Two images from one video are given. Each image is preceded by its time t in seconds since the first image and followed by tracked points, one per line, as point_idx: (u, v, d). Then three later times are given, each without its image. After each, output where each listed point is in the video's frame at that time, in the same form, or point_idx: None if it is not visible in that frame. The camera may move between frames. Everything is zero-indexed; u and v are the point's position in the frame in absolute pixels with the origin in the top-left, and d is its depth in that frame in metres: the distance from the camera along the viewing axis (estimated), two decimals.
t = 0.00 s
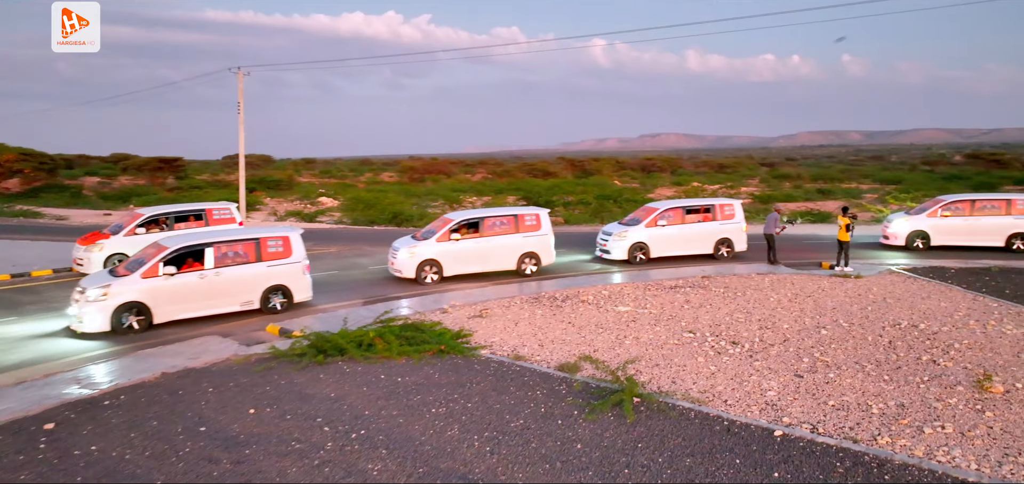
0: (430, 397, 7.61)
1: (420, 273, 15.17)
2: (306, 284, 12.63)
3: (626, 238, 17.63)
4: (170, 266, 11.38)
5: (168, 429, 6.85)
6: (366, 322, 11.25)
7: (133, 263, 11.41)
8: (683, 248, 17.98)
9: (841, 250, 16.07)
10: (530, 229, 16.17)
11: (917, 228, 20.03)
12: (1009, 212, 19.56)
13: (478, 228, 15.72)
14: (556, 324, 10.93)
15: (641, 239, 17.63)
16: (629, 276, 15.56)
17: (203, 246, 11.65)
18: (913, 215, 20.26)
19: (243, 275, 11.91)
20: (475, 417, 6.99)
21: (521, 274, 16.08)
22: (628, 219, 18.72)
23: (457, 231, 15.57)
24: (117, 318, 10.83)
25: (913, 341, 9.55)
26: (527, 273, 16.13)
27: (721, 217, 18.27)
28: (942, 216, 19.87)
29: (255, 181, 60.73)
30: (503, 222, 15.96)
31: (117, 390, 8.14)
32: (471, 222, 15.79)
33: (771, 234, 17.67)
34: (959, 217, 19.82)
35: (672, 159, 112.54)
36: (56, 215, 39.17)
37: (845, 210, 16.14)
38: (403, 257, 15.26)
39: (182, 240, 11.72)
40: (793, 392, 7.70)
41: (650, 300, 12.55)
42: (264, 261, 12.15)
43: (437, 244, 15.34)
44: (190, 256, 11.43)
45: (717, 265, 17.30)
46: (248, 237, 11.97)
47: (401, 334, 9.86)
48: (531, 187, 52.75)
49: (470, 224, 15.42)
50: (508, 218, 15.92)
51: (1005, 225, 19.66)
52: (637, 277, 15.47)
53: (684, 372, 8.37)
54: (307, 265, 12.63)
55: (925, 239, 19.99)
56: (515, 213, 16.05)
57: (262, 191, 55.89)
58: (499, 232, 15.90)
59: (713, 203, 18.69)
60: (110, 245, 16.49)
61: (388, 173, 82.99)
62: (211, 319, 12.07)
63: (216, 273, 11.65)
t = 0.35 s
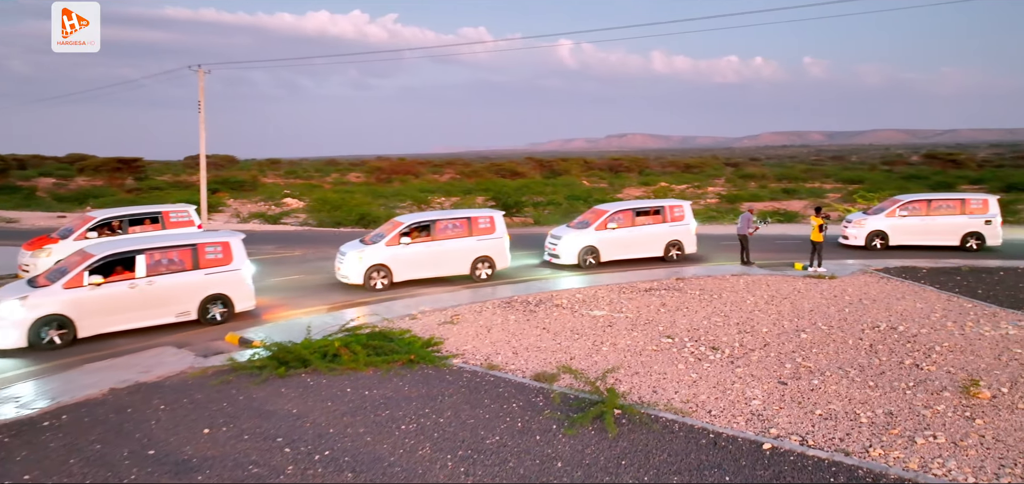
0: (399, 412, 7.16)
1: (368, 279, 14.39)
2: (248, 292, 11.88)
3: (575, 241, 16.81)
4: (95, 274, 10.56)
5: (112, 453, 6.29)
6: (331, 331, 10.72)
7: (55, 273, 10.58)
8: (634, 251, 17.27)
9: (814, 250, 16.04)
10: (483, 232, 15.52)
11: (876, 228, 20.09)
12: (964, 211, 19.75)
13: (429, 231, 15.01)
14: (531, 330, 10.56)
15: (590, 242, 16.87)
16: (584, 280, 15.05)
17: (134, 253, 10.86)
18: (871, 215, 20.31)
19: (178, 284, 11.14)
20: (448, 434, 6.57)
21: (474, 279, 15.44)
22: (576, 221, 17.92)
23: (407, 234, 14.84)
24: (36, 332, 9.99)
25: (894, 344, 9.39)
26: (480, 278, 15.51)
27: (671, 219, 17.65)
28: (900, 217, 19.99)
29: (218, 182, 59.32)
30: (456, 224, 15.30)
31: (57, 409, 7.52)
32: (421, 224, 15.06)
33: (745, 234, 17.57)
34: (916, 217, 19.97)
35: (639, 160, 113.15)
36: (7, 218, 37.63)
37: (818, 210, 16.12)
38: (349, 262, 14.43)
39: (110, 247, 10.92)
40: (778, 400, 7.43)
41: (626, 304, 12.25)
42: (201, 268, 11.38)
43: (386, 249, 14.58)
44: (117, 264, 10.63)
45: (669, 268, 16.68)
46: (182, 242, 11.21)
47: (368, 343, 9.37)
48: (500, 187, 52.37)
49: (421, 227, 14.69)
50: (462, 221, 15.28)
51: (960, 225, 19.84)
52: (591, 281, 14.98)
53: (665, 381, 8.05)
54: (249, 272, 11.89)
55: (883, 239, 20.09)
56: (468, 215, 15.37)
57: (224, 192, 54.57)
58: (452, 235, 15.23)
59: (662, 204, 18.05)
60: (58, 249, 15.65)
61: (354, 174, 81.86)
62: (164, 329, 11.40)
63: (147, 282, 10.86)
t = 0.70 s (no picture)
0: (365, 431, 6.66)
1: (310, 287, 13.48)
2: (181, 304, 10.98)
3: (526, 246, 16.13)
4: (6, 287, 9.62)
5: None
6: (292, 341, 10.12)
7: None
8: (586, 255, 16.73)
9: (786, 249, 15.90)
10: (433, 236, 14.75)
11: (834, 228, 19.94)
12: (918, 211, 19.87)
13: (375, 235, 14.17)
14: (504, 338, 10.13)
15: (541, 247, 16.24)
16: (538, 287, 14.42)
17: (50, 263, 9.93)
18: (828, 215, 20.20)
19: (100, 296, 10.21)
20: (419, 455, 6.10)
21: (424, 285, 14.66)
22: (527, 224, 17.27)
23: (352, 239, 13.97)
24: None
25: (875, 348, 9.19)
26: (431, 284, 14.74)
27: (624, 221, 17.13)
28: (856, 216, 20.02)
29: (178, 182, 57.76)
30: (404, 228, 14.49)
31: None
32: (366, 228, 14.20)
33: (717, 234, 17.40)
34: (872, 217, 20.03)
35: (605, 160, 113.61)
36: None
37: (790, 210, 16.02)
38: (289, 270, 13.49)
39: (24, 256, 9.97)
40: (763, 411, 7.12)
41: (601, 309, 11.90)
42: (126, 278, 10.46)
43: (329, 254, 13.69)
44: (31, 276, 9.70)
45: (622, 272, 16.19)
46: (105, 251, 10.28)
47: (332, 355, 8.82)
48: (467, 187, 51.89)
49: (367, 231, 13.85)
50: (409, 224, 14.48)
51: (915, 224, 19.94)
52: (545, 287, 14.37)
53: (646, 392, 7.70)
54: (181, 282, 10.99)
55: (840, 239, 20.00)
56: (416, 218, 14.59)
57: (183, 193, 53.12)
58: (399, 239, 14.42)
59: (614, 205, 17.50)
60: None
61: (319, 174, 80.56)
62: (111, 341, 10.67)
63: (64, 294, 9.92)
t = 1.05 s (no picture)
0: (331, 453, 6.19)
1: (250, 295, 12.57)
2: (107, 317, 10.12)
3: (483, 249, 15.43)
4: None
5: None
6: (253, 352, 9.56)
7: None
8: (545, 259, 16.13)
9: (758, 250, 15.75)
10: (383, 240, 13.84)
11: (793, 229, 20.06)
12: (876, 211, 19.92)
13: (321, 240, 13.23)
14: (478, 346, 9.71)
15: (499, 251, 15.57)
16: (497, 291, 13.81)
17: None
18: (788, 216, 20.31)
19: (13, 311, 9.34)
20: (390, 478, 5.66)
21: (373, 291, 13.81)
22: (484, 228, 16.60)
23: (296, 243, 13.02)
24: None
25: (858, 353, 8.97)
26: (380, 291, 13.90)
27: (584, 223, 16.58)
28: (815, 217, 20.02)
29: (138, 183, 56.19)
30: (352, 232, 13.56)
31: None
32: (312, 232, 13.25)
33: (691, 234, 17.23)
34: (831, 217, 20.04)
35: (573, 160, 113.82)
36: None
37: (764, 210, 15.90)
38: (228, 277, 12.55)
39: None
40: (751, 422, 6.82)
41: (577, 313, 11.55)
42: (44, 291, 9.56)
43: (271, 260, 12.75)
44: None
45: (582, 276, 15.65)
46: (18, 261, 9.38)
47: (295, 368, 8.29)
48: (436, 187, 51.36)
49: (311, 236, 12.90)
50: (358, 228, 13.55)
51: (872, 224, 20.00)
52: (504, 291, 13.75)
53: (629, 403, 7.34)
54: (107, 294, 10.10)
55: (800, 239, 20.10)
56: (365, 222, 13.66)
57: (143, 194, 51.63)
58: (347, 243, 13.49)
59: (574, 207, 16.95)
60: None
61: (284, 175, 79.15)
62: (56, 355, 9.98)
63: None
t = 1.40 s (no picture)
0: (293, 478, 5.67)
1: (183, 306, 11.59)
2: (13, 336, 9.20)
3: (442, 252, 14.83)
4: None
5: None
6: (208, 365, 8.93)
7: None
8: (506, 262, 15.60)
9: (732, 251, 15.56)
10: (328, 245, 13.03)
11: (752, 229, 19.83)
12: (831, 211, 19.97)
13: (261, 245, 12.33)
14: (449, 355, 9.24)
15: (458, 254, 14.98)
16: (456, 298, 13.15)
17: None
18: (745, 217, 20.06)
19: None
20: None
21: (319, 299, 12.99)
22: (444, 229, 15.94)
23: (233, 250, 12.09)
24: None
25: (841, 358, 8.72)
26: (326, 298, 13.08)
27: (546, 225, 16.12)
28: (772, 217, 19.96)
29: (92, 184, 54.35)
30: (294, 237, 12.69)
31: None
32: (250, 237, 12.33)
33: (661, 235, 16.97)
34: (788, 217, 20.01)
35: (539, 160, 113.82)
36: None
37: (737, 211, 15.72)
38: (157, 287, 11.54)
39: None
40: (740, 436, 6.48)
41: (552, 318, 11.14)
42: None
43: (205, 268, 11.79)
44: None
45: (545, 279, 15.17)
46: None
47: (253, 382, 7.72)
48: (402, 188, 50.67)
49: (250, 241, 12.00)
50: (301, 232, 12.70)
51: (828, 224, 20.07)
52: (463, 298, 13.09)
53: (611, 416, 6.95)
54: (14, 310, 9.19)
55: (758, 240, 19.91)
56: (309, 226, 12.84)
57: (98, 195, 49.92)
58: (289, 249, 12.62)
59: (535, 208, 16.47)
60: None
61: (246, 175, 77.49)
62: None
63: None
